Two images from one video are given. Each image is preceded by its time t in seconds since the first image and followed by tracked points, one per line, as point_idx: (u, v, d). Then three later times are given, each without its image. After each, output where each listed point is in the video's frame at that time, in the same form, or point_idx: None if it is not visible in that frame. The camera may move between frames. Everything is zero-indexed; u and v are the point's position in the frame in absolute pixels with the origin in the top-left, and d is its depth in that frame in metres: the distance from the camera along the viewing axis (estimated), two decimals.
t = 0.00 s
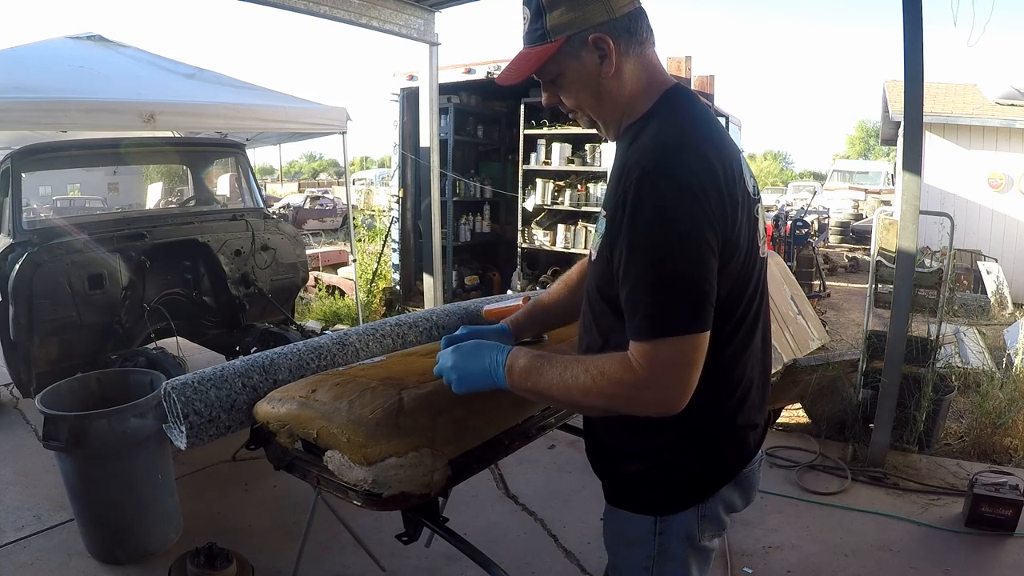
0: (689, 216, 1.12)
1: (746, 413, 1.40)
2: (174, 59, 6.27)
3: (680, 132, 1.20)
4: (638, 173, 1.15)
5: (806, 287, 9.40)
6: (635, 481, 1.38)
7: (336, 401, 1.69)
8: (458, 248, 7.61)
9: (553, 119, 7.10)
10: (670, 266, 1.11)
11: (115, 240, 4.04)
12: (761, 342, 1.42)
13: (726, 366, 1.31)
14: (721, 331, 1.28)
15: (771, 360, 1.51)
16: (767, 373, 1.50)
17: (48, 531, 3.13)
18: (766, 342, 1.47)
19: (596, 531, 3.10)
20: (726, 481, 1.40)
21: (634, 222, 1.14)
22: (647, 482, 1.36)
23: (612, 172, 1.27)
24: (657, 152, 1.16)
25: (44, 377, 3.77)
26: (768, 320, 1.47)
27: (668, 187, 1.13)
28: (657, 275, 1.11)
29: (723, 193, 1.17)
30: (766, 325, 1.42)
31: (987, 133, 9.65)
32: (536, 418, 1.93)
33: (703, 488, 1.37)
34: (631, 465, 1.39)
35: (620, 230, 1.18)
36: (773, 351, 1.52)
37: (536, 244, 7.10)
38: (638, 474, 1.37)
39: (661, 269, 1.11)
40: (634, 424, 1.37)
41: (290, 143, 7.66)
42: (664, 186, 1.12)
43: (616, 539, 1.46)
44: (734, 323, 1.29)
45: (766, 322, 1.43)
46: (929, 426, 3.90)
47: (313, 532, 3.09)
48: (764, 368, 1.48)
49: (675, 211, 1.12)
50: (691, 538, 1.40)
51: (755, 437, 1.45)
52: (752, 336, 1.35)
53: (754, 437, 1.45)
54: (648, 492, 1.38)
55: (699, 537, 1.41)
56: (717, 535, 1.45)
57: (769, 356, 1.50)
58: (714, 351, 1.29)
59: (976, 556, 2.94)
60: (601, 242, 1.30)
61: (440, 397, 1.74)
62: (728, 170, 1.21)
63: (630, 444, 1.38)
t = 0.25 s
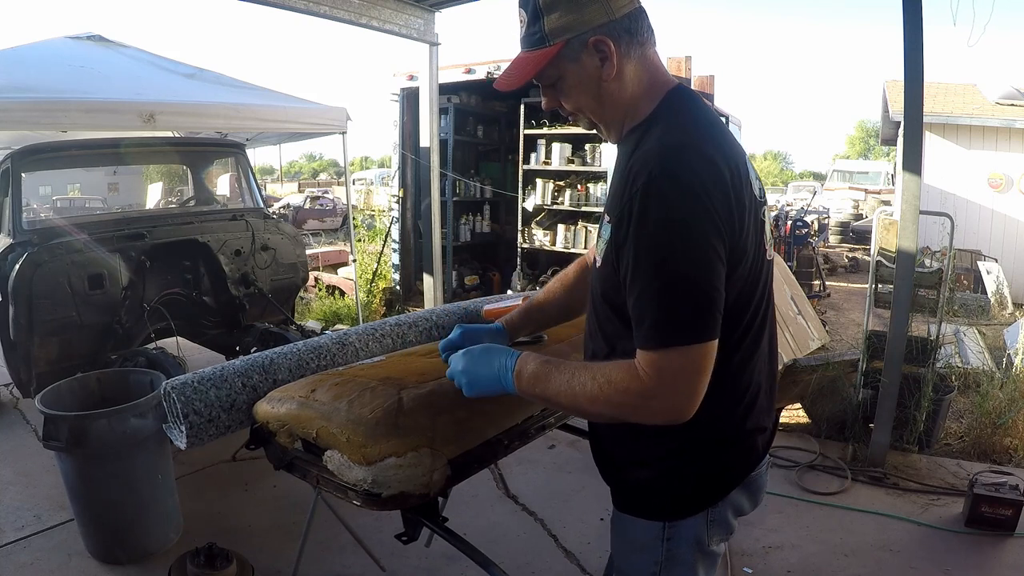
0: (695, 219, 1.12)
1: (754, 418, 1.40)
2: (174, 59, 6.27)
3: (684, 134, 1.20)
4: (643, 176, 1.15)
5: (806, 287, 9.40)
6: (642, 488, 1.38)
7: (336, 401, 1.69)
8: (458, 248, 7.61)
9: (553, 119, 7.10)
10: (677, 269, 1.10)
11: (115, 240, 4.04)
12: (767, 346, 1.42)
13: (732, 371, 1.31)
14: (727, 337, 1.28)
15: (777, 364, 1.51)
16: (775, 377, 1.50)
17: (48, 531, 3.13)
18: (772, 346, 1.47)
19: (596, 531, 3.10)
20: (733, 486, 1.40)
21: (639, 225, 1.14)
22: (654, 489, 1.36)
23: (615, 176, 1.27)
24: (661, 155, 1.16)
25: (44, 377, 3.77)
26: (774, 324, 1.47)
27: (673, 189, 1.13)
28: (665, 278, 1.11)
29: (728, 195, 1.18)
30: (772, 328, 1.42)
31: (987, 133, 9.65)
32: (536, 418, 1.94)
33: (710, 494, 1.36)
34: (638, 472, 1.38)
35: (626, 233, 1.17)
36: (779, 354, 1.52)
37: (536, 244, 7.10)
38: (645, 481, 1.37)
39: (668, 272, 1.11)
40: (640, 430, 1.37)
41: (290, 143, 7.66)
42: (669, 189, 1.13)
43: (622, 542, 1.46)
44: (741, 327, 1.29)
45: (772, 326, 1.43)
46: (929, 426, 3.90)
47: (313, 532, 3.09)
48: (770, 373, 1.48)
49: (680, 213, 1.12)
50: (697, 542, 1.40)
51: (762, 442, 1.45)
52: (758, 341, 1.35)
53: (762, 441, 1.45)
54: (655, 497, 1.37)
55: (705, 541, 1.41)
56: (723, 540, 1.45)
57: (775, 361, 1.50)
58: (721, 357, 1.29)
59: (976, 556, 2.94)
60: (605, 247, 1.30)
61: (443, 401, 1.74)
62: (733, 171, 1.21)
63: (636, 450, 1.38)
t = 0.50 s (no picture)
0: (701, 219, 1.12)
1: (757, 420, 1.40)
2: (174, 59, 6.27)
3: (696, 131, 1.19)
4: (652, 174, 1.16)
5: (806, 287, 9.40)
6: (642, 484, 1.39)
7: (337, 401, 1.69)
8: (458, 248, 7.61)
9: (553, 119, 7.10)
10: (682, 266, 1.11)
11: (115, 240, 4.04)
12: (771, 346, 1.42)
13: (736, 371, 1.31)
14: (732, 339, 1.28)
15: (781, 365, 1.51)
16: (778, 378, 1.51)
17: (48, 531, 3.13)
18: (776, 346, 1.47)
19: (596, 531, 3.09)
20: (738, 487, 1.40)
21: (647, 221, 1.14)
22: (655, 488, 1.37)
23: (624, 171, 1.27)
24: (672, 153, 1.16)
25: (44, 377, 3.77)
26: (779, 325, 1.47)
27: (682, 187, 1.13)
28: (671, 274, 1.11)
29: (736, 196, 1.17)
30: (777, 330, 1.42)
31: (987, 133, 9.65)
32: (537, 418, 1.93)
33: (712, 494, 1.37)
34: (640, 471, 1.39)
35: (631, 230, 1.18)
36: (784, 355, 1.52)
37: (536, 244, 7.10)
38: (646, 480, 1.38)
39: (671, 271, 1.11)
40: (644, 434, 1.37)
41: (290, 143, 7.66)
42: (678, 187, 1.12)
43: (626, 541, 1.47)
44: (747, 327, 1.29)
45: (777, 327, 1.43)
46: (928, 427, 3.90)
47: (313, 532, 3.09)
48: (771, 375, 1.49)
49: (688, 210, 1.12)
50: (704, 543, 1.41)
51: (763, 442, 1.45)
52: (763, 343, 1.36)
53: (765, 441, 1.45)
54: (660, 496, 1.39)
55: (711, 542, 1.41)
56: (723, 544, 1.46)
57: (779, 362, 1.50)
58: (724, 362, 1.28)
59: (976, 556, 2.94)
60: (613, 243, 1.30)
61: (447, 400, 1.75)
62: (743, 173, 1.21)
63: (637, 451, 1.39)
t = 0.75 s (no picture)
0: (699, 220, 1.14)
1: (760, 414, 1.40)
2: (174, 59, 6.27)
3: (701, 131, 1.20)
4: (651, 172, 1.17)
5: (806, 286, 9.40)
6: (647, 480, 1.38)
7: (337, 401, 1.69)
8: (458, 248, 7.61)
9: (553, 119, 7.10)
10: (677, 264, 1.12)
11: (115, 240, 4.04)
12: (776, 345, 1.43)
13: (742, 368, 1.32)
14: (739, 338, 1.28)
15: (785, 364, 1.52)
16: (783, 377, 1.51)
17: (48, 531, 3.13)
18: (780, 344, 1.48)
19: (596, 531, 3.09)
20: (742, 484, 1.41)
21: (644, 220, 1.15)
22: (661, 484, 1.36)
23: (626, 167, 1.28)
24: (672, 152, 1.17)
25: (44, 377, 3.77)
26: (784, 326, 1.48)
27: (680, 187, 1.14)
28: (666, 272, 1.12)
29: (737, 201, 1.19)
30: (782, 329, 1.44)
31: (987, 133, 9.65)
32: (537, 418, 1.93)
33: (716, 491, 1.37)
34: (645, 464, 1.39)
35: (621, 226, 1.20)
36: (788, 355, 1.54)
37: (536, 244, 7.10)
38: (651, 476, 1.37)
39: (660, 265, 1.12)
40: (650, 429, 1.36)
41: (290, 143, 7.66)
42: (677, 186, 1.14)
43: (630, 538, 1.46)
44: (749, 326, 1.29)
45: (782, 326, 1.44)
46: (928, 427, 3.90)
47: (313, 532, 3.09)
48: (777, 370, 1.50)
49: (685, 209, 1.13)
50: (708, 539, 1.41)
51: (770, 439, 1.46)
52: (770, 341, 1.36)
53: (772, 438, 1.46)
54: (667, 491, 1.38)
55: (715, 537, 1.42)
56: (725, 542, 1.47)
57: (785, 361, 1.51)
58: (724, 360, 1.28)
59: (976, 556, 2.94)
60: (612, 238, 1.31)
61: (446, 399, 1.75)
62: (741, 172, 1.21)
63: (646, 448, 1.37)
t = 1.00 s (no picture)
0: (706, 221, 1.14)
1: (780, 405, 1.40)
2: (173, 59, 6.27)
3: (705, 132, 1.20)
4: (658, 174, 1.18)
5: (806, 287, 9.40)
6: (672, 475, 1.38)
7: (337, 401, 1.69)
8: (458, 248, 7.61)
9: (553, 119, 7.10)
10: (689, 263, 1.12)
11: (115, 240, 4.04)
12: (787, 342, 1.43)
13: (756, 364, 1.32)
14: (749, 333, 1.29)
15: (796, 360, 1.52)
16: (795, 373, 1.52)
17: (48, 531, 3.13)
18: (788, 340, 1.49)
19: (596, 531, 3.09)
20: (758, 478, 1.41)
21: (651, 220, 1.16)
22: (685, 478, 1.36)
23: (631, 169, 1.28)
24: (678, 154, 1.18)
25: (44, 377, 3.77)
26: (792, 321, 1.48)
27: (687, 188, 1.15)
28: (678, 273, 1.13)
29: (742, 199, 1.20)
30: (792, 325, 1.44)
31: (987, 133, 9.65)
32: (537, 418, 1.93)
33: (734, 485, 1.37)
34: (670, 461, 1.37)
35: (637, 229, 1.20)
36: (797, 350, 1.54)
37: (536, 244, 7.10)
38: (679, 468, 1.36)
39: (678, 264, 1.12)
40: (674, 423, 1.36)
41: (290, 143, 7.66)
42: (685, 187, 1.14)
43: (649, 534, 1.46)
44: (763, 320, 1.30)
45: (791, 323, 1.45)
46: (929, 426, 3.90)
47: (313, 532, 3.09)
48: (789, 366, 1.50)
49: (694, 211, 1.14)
50: (729, 532, 1.43)
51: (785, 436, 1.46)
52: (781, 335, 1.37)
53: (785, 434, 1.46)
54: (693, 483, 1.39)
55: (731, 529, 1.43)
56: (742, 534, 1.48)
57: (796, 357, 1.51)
58: (740, 352, 1.28)
59: (976, 556, 2.94)
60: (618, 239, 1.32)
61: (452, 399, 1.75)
62: (745, 164, 1.22)
63: (671, 441, 1.36)
